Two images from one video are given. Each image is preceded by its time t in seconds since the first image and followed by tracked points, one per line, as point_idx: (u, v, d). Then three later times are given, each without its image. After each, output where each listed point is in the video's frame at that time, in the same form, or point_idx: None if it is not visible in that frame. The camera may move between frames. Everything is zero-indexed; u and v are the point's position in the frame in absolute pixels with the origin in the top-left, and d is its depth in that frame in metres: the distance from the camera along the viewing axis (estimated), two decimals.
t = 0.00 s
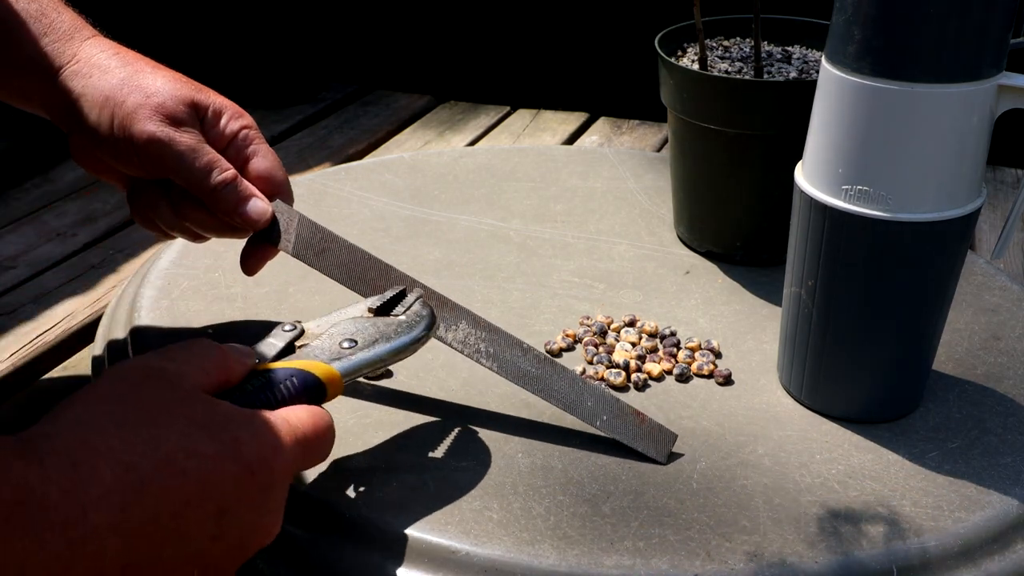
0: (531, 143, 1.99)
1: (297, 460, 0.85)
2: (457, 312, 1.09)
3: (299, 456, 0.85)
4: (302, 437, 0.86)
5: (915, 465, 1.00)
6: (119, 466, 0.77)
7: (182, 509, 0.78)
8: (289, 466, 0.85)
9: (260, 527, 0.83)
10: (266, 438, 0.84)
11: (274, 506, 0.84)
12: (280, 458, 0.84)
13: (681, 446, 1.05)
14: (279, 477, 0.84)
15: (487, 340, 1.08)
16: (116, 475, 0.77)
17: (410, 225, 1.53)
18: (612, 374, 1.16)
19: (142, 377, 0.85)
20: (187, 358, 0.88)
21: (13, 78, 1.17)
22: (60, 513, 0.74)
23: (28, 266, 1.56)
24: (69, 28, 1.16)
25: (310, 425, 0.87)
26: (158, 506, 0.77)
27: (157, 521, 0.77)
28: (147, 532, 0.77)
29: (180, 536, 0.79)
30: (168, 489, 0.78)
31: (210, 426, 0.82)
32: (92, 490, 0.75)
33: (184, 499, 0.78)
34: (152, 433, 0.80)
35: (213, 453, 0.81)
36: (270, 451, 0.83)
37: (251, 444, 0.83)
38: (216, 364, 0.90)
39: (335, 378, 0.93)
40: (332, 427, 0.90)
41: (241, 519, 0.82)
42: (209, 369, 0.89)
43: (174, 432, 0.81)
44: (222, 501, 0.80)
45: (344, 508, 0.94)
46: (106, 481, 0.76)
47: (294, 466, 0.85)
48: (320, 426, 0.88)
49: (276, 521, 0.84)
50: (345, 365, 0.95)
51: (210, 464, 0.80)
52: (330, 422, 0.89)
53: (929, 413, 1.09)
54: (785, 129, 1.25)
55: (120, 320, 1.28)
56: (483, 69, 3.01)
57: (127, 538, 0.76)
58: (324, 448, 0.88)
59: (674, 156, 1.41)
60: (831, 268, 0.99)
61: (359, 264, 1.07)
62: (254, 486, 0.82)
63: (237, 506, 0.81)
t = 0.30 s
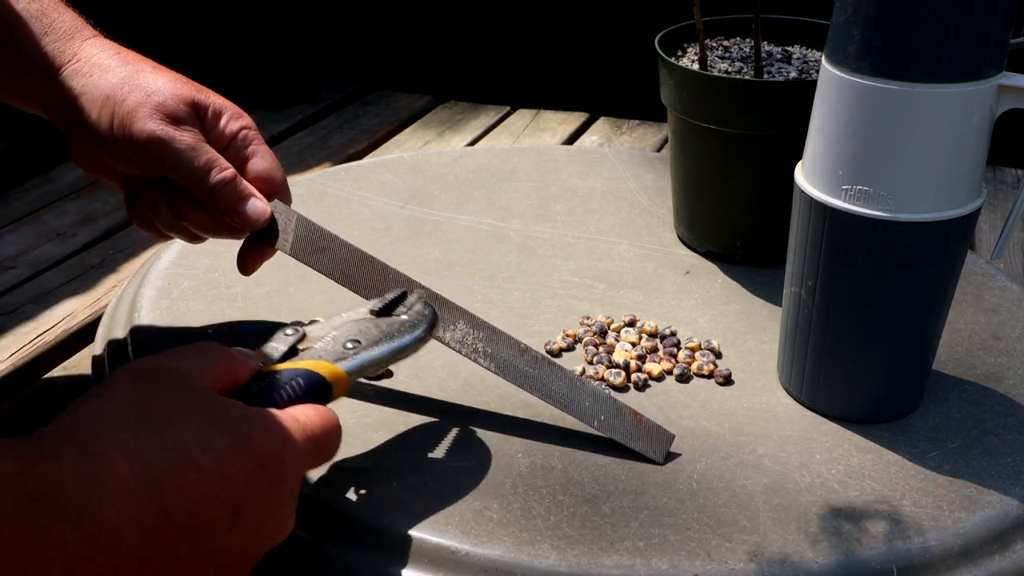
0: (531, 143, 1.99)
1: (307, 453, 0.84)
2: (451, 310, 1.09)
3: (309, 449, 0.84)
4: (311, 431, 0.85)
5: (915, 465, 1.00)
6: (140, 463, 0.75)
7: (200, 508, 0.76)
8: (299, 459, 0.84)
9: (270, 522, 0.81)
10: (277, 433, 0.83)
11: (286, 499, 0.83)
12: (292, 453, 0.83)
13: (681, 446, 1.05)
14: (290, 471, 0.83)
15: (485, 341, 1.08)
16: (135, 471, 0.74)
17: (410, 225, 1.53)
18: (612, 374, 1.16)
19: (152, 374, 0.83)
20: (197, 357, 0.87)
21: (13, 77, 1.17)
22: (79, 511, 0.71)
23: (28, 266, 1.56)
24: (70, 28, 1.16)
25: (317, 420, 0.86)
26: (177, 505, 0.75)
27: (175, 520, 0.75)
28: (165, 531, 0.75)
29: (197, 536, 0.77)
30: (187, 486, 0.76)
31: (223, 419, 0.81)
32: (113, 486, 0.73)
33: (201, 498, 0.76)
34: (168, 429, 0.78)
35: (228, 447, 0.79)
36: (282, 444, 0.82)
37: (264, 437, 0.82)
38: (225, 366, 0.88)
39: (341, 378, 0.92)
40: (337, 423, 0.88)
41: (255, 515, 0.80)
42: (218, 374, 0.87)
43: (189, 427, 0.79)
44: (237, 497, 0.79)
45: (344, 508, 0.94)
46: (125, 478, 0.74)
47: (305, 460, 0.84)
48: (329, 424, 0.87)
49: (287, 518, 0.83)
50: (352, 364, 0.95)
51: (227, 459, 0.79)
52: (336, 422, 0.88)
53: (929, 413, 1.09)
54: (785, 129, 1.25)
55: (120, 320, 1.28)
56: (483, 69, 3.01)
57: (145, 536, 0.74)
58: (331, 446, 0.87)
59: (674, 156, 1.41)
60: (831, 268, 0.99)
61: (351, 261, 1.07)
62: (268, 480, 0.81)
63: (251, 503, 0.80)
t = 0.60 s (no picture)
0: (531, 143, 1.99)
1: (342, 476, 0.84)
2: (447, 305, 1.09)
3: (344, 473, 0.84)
4: (347, 459, 0.84)
5: (915, 465, 1.00)
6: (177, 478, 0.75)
7: (235, 527, 0.77)
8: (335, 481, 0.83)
9: (307, 538, 0.81)
10: (315, 449, 0.82)
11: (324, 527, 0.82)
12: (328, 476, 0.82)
13: (681, 446, 1.05)
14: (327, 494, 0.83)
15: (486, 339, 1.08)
16: (169, 487, 0.75)
17: (410, 225, 1.53)
18: (612, 374, 1.16)
19: (203, 388, 0.84)
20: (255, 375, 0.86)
21: (15, 75, 1.17)
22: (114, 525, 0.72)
23: (28, 266, 1.56)
24: (74, 26, 1.16)
25: (356, 446, 0.85)
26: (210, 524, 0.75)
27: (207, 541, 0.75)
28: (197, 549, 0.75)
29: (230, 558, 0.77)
30: (219, 502, 0.76)
31: (264, 437, 0.80)
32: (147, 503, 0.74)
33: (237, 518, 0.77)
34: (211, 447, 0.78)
35: (264, 466, 0.79)
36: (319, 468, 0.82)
37: (304, 457, 0.81)
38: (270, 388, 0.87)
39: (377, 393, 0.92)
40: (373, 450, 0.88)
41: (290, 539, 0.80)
42: (259, 387, 0.86)
43: (229, 441, 0.79)
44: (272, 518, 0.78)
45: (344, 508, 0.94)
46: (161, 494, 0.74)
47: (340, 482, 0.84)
48: (365, 439, 0.87)
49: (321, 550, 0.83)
50: (389, 378, 0.94)
51: (263, 480, 0.78)
52: (372, 441, 0.88)
53: (929, 413, 1.09)
54: (785, 129, 1.25)
55: (120, 320, 1.28)
56: (483, 69, 3.01)
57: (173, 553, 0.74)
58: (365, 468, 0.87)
59: (674, 156, 1.41)
60: (831, 269, 0.99)
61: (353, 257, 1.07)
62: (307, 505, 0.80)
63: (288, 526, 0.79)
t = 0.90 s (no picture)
0: (531, 143, 1.99)
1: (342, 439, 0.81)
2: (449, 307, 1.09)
3: (342, 434, 0.82)
4: (344, 423, 0.82)
5: (915, 465, 1.00)
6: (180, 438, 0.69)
7: (242, 490, 0.72)
8: (336, 445, 0.81)
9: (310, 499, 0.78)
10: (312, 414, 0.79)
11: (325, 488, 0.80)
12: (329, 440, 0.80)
13: (681, 446, 1.05)
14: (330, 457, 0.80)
15: (489, 338, 1.08)
16: (177, 452, 0.69)
17: (410, 225, 1.53)
18: (612, 374, 1.16)
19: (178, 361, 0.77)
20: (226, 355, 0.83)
21: (15, 82, 1.17)
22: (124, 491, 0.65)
23: (28, 266, 1.56)
24: (69, 28, 1.15)
25: (349, 411, 0.84)
26: (219, 486, 0.70)
27: (215, 504, 0.70)
28: (209, 513, 0.70)
29: (236, 522, 0.72)
30: (229, 463, 0.71)
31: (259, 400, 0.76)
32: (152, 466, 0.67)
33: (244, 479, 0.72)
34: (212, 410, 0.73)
35: (266, 427, 0.75)
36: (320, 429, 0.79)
37: (304, 418, 0.78)
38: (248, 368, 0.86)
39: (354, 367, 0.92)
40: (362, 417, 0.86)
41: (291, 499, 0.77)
42: (239, 365, 0.84)
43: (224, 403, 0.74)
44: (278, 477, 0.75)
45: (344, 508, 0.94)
46: (167, 455, 0.68)
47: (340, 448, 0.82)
48: (354, 408, 0.84)
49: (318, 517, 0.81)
50: (363, 351, 0.95)
51: (268, 439, 0.74)
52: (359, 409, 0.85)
53: (929, 413, 1.09)
54: (785, 129, 1.25)
55: (121, 319, 1.28)
56: (483, 69, 3.02)
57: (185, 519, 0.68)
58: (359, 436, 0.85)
59: (674, 156, 1.41)
60: (831, 269, 0.99)
61: (359, 256, 1.07)
62: (309, 464, 0.77)
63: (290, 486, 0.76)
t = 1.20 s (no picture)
0: (531, 143, 1.99)
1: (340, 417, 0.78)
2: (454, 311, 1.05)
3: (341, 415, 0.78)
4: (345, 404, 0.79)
5: (915, 465, 1.00)
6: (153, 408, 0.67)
7: (224, 463, 0.69)
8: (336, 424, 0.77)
9: (307, 470, 0.75)
10: (306, 387, 0.77)
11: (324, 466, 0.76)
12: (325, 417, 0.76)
13: (681, 446, 1.05)
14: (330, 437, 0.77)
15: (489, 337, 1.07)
16: (151, 409, 0.67)
17: (410, 225, 1.53)
18: (612, 374, 1.16)
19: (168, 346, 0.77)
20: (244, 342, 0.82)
21: (12, 83, 1.16)
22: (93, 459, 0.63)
23: (28, 266, 1.56)
24: (65, 28, 1.15)
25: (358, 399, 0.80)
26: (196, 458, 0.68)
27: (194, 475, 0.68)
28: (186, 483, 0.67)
29: (221, 494, 0.69)
30: (214, 427, 0.69)
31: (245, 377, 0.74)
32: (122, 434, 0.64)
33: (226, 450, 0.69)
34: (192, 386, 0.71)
35: (253, 397, 0.73)
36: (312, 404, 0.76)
37: (293, 394, 0.75)
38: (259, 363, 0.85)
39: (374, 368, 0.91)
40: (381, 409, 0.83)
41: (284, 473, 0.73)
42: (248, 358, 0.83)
43: (210, 376, 0.73)
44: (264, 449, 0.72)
45: (343, 507, 0.94)
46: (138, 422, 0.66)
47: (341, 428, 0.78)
48: (364, 397, 0.81)
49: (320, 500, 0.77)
50: (381, 350, 0.94)
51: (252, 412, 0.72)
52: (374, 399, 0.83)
53: (929, 413, 1.09)
54: (785, 129, 1.26)
55: (121, 319, 1.28)
56: (483, 69, 3.01)
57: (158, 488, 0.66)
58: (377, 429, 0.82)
59: (674, 156, 1.41)
60: (831, 269, 0.99)
61: (352, 253, 1.06)
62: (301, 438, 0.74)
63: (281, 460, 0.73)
